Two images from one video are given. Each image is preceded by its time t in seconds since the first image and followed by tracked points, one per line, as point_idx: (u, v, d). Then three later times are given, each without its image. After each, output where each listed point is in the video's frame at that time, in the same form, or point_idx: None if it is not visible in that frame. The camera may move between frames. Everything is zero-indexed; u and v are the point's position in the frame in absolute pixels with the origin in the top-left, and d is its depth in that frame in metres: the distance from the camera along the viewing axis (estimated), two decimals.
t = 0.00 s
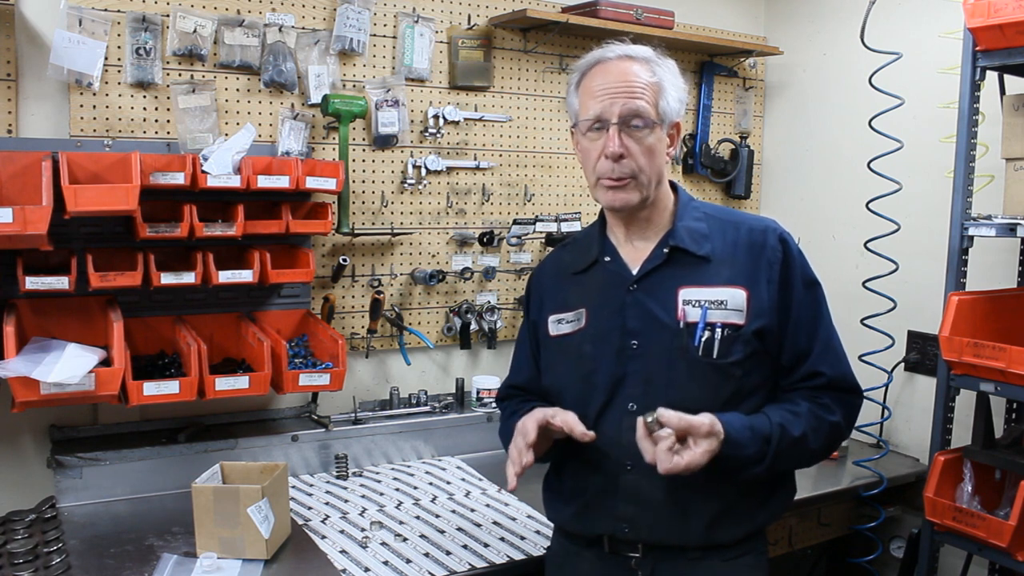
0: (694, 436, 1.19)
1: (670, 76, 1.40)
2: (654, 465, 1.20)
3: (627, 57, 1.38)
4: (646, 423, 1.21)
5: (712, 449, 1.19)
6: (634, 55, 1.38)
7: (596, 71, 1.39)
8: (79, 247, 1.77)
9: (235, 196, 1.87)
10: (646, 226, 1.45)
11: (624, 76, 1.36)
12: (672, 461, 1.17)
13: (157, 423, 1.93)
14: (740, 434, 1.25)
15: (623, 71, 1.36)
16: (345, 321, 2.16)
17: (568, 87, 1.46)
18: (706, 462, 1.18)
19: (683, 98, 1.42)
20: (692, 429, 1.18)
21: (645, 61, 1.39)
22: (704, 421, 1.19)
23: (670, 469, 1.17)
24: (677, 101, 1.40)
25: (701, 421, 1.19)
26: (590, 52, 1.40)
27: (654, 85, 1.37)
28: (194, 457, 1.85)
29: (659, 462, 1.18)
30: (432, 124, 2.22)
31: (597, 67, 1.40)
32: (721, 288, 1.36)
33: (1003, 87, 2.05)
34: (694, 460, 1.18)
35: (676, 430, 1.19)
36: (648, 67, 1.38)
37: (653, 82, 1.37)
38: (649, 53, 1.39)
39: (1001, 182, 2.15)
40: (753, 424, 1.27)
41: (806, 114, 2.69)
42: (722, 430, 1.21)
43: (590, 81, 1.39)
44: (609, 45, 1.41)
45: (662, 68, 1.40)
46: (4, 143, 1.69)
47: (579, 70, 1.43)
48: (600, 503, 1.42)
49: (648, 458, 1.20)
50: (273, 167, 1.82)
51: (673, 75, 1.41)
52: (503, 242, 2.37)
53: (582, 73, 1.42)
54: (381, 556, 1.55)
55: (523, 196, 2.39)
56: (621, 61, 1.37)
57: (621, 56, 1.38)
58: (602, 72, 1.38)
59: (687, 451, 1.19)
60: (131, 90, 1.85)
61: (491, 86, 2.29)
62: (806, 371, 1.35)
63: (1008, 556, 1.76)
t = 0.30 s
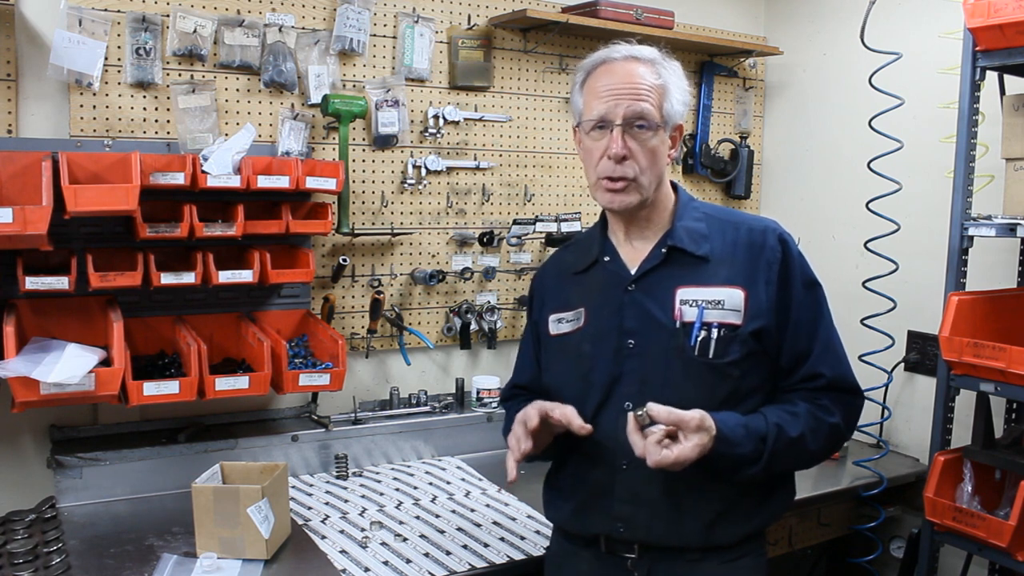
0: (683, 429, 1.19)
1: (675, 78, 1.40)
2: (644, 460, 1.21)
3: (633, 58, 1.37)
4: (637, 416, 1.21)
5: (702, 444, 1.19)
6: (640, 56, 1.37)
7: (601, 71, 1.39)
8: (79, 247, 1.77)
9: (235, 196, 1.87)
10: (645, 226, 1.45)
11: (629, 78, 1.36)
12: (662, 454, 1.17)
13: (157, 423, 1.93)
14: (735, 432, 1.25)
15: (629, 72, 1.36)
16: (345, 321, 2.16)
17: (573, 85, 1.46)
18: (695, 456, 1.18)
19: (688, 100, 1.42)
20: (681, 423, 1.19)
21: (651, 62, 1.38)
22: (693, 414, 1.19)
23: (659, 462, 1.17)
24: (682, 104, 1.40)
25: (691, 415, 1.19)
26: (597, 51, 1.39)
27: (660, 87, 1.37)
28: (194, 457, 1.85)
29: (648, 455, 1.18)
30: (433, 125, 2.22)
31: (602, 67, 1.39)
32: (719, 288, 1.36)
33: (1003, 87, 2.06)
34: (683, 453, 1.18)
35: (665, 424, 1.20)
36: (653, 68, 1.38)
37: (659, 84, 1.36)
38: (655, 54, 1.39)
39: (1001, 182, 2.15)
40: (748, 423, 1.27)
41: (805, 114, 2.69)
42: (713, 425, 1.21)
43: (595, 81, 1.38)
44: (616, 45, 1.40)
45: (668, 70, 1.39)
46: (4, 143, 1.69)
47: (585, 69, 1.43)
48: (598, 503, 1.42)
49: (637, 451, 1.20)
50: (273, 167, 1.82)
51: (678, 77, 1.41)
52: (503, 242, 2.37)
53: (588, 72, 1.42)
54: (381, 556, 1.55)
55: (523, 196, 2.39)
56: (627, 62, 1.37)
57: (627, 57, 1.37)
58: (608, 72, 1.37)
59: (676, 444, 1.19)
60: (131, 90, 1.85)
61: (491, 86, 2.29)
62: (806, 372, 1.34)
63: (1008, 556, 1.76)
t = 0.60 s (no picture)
0: (678, 426, 1.19)
1: (681, 78, 1.39)
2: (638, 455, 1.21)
3: (639, 57, 1.37)
4: (633, 411, 1.22)
5: (696, 441, 1.19)
6: (645, 55, 1.37)
7: (606, 69, 1.39)
8: (79, 247, 1.77)
9: (235, 196, 1.87)
10: (649, 226, 1.45)
11: (634, 77, 1.35)
12: (655, 448, 1.17)
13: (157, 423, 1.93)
14: (731, 432, 1.25)
15: (634, 71, 1.36)
16: (345, 321, 2.16)
17: (579, 83, 1.46)
18: (689, 453, 1.18)
19: (694, 100, 1.41)
20: (676, 419, 1.19)
21: (657, 61, 1.38)
22: (689, 411, 1.19)
23: (652, 457, 1.17)
24: (688, 104, 1.39)
25: (687, 412, 1.19)
26: (603, 50, 1.39)
27: (665, 86, 1.36)
28: (194, 457, 1.85)
29: (641, 450, 1.18)
30: (432, 124, 2.22)
31: (608, 65, 1.39)
32: (720, 290, 1.36)
33: (1003, 87, 2.05)
34: (677, 449, 1.17)
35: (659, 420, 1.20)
36: (659, 68, 1.37)
37: (664, 83, 1.36)
38: (661, 53, 1.38)
39: (1001, 182, 2.15)
40: (744, 424, 1.27)
41: (805, 115, 2.69)
42: (708, 424, 1.21)
43: (601, 79, 1.38)
44: (622, 44, 1.40)
45: (674, 69, 1.39)
46: (3, 143, 1.69)
47: (590, 66, 1.43)
48: (596, 503, 1.42)
49: (631, 446, 1.20)
50: (273, 167, 1.82)
51: (684, 76, 1.41)
52: (503, 242, 2.37)
53: (594, 70, 1.42)
54: (380, 556, 1.55)
55: (523, 196, 2.39)
56: (633, 61, 1.37)
57: (633, 56, 1.37)
58: (613, 71, 1.37)
59: (671, 441, 1.19)
60: (131, 90, 1.85)
61: (491, 86, 2.29)
62: (805, 375, 1.34)
63: (1008, 556, 1.76)
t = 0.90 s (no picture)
0: (679, 436, 1.19)
1: (678, 77, 1.39)
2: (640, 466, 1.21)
3: (636, 56, 1.37)
4: (634, 422, 1.22)
5: (698, 451, 1.19)
6: (642, 55, 1.37)
7: (603, 70, 1.39)
8: (79, 247, 1.77)
9: (236, 196, 1.87)
10: (649, 227, 1.45)
11: (631, 77, 1.35)
12: (655, 459, 1.17)
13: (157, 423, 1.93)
14: (732, 435, 1.25)
15: (631, 71, 1.36)
16: (345, 321, 2.16)
17: (576, 83, 1.46)
18: (691, 463, 1.18)
19: (691, 99, 1.41)
20: (677, 428, 1.19)
21: (654, 61, 1.38)
22: (690, 421, 1.19)
23: (654, 467, 1.17)
24: (685, 103, 1.39)
25: (688, 422, 1.19)
26: (600, 50, 1.39)
27: (662, 86, 1.36)
28: (194, 457, 1.85)
29: (643, 460, 1.18)
30: (432, 124, 2.22)
31: (605, 65, 1.39)
32: (720, 291, 1.36)
33: (1003, 87, 2.06)
34: (678, 459, 1.18)
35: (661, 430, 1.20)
36: (656, 67, 1.37)
37: (661, 83, 1.36)
38: (658, 53, 1.38)
39: (1001, 182, 2.15)
40: (744, 428, 1.27)
41: (805, 115, 2.69)
42: (710, 433, 1.21)
43: (598, 80, 1.38)
44: (619, 44, 1.40)
45: (671, 69, 1.39)
46: (4, 143, 1.69)
47: (587, 66, 1.43)
48: (596, 503, 1.42)
49: (633, 456, 1.21)
50: (273, 168, 1.82)
51: (681, 76, 1.41)
52: (503, 242, 2.37)
53: (591, 70, 1.42)
54: (380, 557, 1.55)
55: (523, 196, 2.39)
56: (630, 61, 1.37)
57: (630, 56, 1.37)
58: (610, 71, 1.37)
59: (672, 451, 1.19)
60: (131, 90, 1.85)
61: (491, 86, 2.29)
62: (805, 377, 1.34)
63: (1008, 556, 1.76)
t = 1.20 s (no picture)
0: (680, 432, 1.19)
1: (679, 81, 1.38)
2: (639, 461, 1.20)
3: (637, 57, 1.37)
4: (635, 417, 1.21)
5: (697, 447, 1.19)
6: (643, 56, 1.37)
7: (604, 69, 1.39)
8: (79, 247, 1.77)
9: (236, 196, 1.87)
10: (648, 227, 1.45)
11: (629, 77, 1.35)
12: (656, 455, 1.17)
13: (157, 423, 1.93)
14: (733, 434, 1.25)
15: (629, 71, 1.36)
16: (345, 321, 2.16)
17: (580, 81, 1.46)
18: (690, 459, 1.18)
19: (692, 104, 1.40)
20: (677, 424, 1.19)
21: (655, 63, 1.37)
22: (691, 417, 1.20)
23: (653, 463, 1.17)
24: (685, 107, 1.38)
25: (689, 418, 1.20)
26: (603, 48, 1.40)
27: (660, 88, 1.35)
28: (194, 457, 1.85)
29: (643, 456, 1.18)
30: (432, 124, 2.22)
31: (606, 64, 1.39)
32: (720, 290, 1.36)
33: (1003, 87, 2.06)
34: (678, 454, 1.18)
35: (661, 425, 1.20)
36: (657, 69, 1.37)
37: (660, 86, 1.35)
38: (660, 55, 1.38)
39: (1001, 182, 2.15)
40: (744, 427, 1.27)
41: (805, 115, 2.69)
42: (709, 430, 1.22)
43: (598, 78, 1.39)
44: (623, 44, 1.40)
45: (673, 72, 1.38)
46: (3, 143, 1.69)
47: (591, 64, 1.43)
48: (596, 503, 1.42)
49: (632, 451, 1.20)
50: (273, 168, 1.82)
51: (685, 79, 1.40)
52: (503, 242, 2.37)
53: (594, 68, 1.42)
54: (380, 556, 1.55)
55: (523, 196, 2.39)
56: (630, 61, 1.37)
57: (631, 56, 1.37)
58: (610, 70, 1.38)
59: (672, 446, 1.19)
60: (131, 90, 1.85)
61: (491, 86, 2.29)
62: (805, 377, 1.35)
63: (1008, 556, 1.76)
